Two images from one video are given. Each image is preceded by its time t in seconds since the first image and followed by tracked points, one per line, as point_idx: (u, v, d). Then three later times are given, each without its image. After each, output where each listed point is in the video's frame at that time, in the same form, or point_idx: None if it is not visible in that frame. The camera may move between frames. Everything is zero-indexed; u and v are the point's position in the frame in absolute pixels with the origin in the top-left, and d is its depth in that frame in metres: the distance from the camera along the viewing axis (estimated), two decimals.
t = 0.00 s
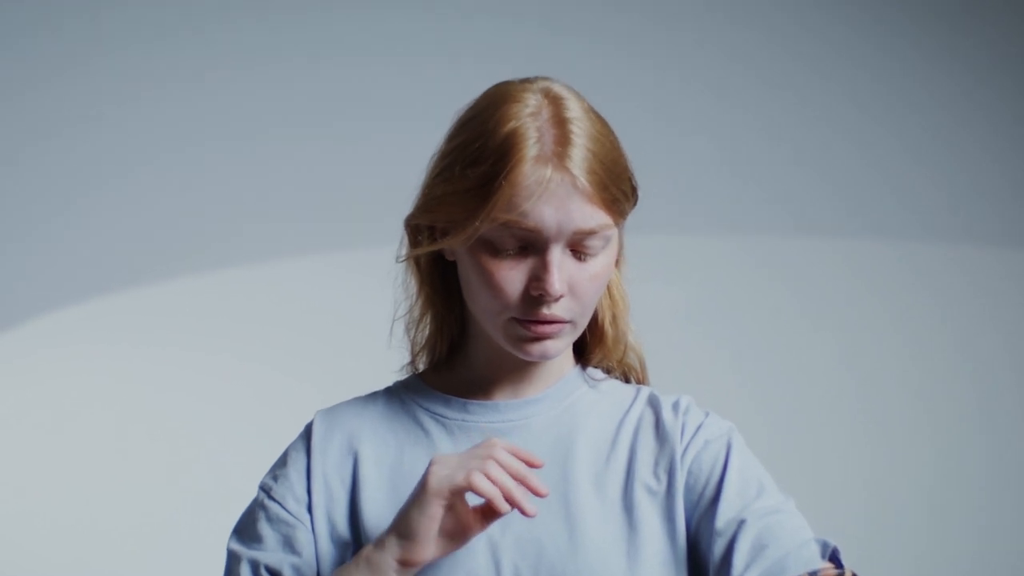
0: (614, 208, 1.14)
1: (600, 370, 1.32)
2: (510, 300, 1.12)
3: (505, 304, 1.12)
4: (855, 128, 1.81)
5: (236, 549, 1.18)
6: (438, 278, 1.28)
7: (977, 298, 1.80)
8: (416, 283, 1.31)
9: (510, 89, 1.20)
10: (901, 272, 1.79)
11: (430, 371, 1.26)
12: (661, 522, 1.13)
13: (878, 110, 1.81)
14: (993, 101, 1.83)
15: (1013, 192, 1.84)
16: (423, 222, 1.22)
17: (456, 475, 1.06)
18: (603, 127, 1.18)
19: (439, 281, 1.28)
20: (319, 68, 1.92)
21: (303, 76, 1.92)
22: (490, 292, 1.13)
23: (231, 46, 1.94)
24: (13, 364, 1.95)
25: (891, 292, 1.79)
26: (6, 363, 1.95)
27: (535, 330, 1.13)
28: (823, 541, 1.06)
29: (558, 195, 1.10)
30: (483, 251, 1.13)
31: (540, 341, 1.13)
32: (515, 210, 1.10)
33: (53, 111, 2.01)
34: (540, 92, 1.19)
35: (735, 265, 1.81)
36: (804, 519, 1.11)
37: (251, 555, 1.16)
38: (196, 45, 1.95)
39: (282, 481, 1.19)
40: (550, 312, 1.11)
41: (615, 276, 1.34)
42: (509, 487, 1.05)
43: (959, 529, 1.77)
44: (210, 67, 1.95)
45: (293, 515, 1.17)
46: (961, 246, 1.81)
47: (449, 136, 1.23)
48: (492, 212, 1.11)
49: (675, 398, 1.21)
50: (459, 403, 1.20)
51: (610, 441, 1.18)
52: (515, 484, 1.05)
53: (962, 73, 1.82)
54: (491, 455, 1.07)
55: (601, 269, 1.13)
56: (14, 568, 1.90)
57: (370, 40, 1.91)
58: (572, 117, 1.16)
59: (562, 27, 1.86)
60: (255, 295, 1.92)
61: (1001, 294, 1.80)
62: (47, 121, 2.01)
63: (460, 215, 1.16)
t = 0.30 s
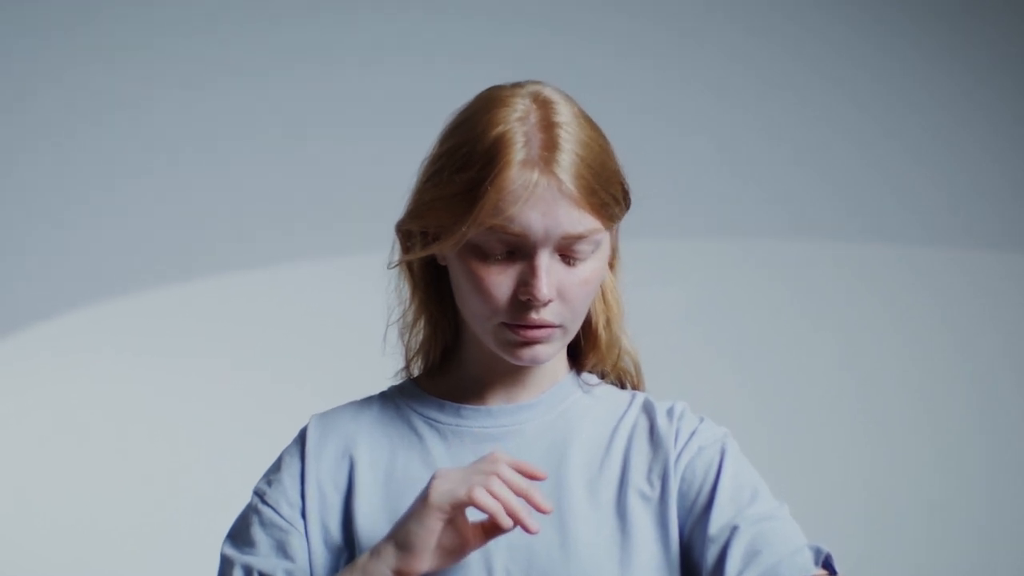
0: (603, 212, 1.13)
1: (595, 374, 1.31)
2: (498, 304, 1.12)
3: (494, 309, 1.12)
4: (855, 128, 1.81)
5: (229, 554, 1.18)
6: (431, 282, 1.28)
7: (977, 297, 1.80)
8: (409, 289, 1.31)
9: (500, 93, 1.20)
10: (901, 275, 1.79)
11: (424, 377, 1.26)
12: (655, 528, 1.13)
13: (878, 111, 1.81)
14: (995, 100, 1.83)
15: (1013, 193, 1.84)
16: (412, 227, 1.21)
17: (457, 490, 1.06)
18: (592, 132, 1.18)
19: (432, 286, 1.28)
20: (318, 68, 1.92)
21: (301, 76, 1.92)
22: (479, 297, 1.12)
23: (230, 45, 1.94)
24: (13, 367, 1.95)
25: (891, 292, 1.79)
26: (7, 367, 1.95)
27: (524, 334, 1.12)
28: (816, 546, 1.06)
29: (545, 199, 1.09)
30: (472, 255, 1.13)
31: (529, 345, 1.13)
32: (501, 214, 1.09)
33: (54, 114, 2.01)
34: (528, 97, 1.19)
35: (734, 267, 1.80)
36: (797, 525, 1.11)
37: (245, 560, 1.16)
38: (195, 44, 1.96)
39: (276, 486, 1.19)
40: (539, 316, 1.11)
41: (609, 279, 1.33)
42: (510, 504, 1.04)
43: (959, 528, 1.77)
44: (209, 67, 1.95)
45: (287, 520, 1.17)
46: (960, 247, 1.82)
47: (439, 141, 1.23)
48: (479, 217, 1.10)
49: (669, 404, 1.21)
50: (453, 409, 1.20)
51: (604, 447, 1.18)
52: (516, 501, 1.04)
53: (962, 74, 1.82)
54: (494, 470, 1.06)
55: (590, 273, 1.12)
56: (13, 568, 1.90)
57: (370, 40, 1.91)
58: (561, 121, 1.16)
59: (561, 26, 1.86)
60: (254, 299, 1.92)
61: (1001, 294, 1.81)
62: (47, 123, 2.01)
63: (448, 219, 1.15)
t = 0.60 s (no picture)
0: (590, 211, 1.12)
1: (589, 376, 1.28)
2: (485, 306, 1.10)
3: (481, 311, 1.11)
4: (855, 128, 1.80)
5: (223, 558, 1.18)
6: (423, 286, 1.27)
7: (977, 296, 1.80)
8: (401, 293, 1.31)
9: (485, 95, 1.19)
10: (901, 276, 1.79)
11: (418, 380, 1.25)
12: (648, 532, 1.12)
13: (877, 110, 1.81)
14: (993, 102, 1.83)
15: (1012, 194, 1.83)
16: (401, 232, 1.20)
17: (439, 490, 1.05)
18: (578, 131, 1.17)
19: (424, 289, 1.27)
20: (319, 67, 1.92)
21: (300, 78, 1.92)
22: (467, 300, 1.11)
23: (229, 47, 1.94)
24: (13, 373, 1.96)
25: (890, 292, 1.79)
26: (6, 372, 1.96)
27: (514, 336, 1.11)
28: (809, 554, 1.06)
29: (529, 199, 1.08)
30: (458, 258, 1.12)
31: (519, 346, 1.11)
32: (485, 215, 1.08)
33: (53, 117, 2.01)
34: (513, 97, 1.18)
35: (734, 267, 1.80)
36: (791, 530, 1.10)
37: (238, 564, 1.16)
38: (194, 46, 1.96)
39: (269, 490, 1.19)
40: (526, 317, 1.09)
41: (600, 277, 1.30)
42: (492, 498, 1.04)
43: (959, 528, 1.77)
44: (209, 68, 1.95)
45: (280, 524, 1.16)
46: (959, 248, 1.81)
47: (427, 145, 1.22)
48: (463, 219, 1.09)
49: (664, 407, 1.20)
50: (446, 412, 1.19)
51: (597, 451, 1.17)
52: (498, 495, 1.04)
53: (962, 73, 1.82)
54: (475, 467, 1.05)
55: (579, 273, 1.11)
56: (13, 568, 1.92)
57: (370, 39, 1.91)
58: (545, 121, 1.15)
59: (560, 27, 1.86)
60: (252, 302, 1.91)
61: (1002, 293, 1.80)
62: (47, 124, 2.01)
63: (436, 222, 1.14)
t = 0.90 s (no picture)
0: (574, 204, 1.11)
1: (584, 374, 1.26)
2: (471, 304, 1.09)
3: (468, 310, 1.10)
4: (853, 128, 1.80)
5: (220, 558, 1.18)
6: (417, 289, 1.27)
7: (976, 296, 1.80)
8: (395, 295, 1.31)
9: (466, 94, 1.19)
10: (900, 276, 1.79)
11: (414, 381, 1.25)
12: (644, 531, 1.12)
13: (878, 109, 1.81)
14: (993, 101, 1.83)
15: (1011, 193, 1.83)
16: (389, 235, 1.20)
17: (425, 485, 1.05)
18: (560, 125, 1.16)
19: (418, 291, 1.27)
20: (319, 67, 1.92)
21: (300, 78, 1.92)
22: (454, 299, 1.10)
23: (230, 48, 1.94)
24: (13, 375, 1.96)
25: (889, 292, 1.79)
26: (6, 375, 1.96)
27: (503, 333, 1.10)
28: (804, 555, 1.06)
29: (507, 194, 1.07)
30: (443, 258, 1.11)
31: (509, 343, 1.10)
32: (464, 213, 1.07)
33: (52, 119, 2.01)
34: (493, 95, 1.17)
35: (735, 266, 1.80)
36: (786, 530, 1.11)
37: (235, 564, 1.16)
38: (194, 46, 1.96)
39: (266, 489, 1.19)
40: (513, 313, 1.08)
41: (595, 272, 1.28)
42: (476, 494, 1.03)
43: (958, 526, 1.77)
44: (209, 68, 1.95)
45: (277, 524, 1.17)
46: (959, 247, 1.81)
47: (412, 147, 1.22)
48: (444, 218, 1.08)
49: (661, 407, 1.20)
50: (443, 411, 1.19)
51: (593, 451, 1.17)
52: (483, 491, 1.04)
53: (962, 71, 1.82)
54: (460, 462, 1.05)
55: (564, 267, 1.10)
56: (14, 568, 1.93)
57: (370, 38, 1.91)
58: (524, 116, 1.14)
59: (559, 28, 1.86)
60: (252, 302, 1.91)
61: (1004, 292, 1.80)
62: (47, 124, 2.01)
63: (420, 223, 1.14)
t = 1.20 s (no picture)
0: (551, 192, 1.07)
1: (584, 367, 1.25)
2: (457, 303, 1.06)
3: (454, 309, 1.06)
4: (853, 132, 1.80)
5: (222, 553, 1.18)
6: (417, 288, 1.28)
7: (976, 297, 1.80)
8: (395, 296, 1.31)
9: (440, 94, 1.16)
10: (900, 274, 1.80)
11: (416, 378, 1.26)
12: (645, 530, 1.12)
13: (881, 112, 1.80)
14: (995, 102, 1.82)
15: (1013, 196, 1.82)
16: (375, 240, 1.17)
17: (412, 484, 1.05)
18: (537, 116, 1.12)
19: (418, 297, 1.28)
20: (319, 67, 1.92)
21: (299, 78, 1.93)
22: (440, 299, 1.07)
23: (230, 47, 1.95)
24: (13, 375, 1.97)
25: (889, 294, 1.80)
26: (7, 375, 1.98)
27: (493, 329, 1.06)
28: (803, 555, 1.06)
29: (482, 188, 1.04)
30: (426, 259, 1.08)
31: (500, 338, 1.07)
32: (440, 211, 1.04)
33: (53, 118, 2.02)
34: (468, 92, 1.14)
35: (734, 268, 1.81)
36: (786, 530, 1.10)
37: (236, 559, 1.16)
38: (195, 46, 1.96)
39: (269, 485, 1.19)
40: (498, 308, 1.05)
41: (593, 263, 1.27)
42: (464, 492, 1.03)
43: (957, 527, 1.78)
44: (210, 68, 1.95)
45: (278, 520, 1.17)
46: (960, 249, 1.80)
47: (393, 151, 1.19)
48: (421, 217, 1.05)
49: (665, 406, 1.20)
50: (445, 408, 1.20)
51: (596, 450, 1.17)
52: (471, 490, 1.03)
53: (966, 71, 1.81)
54: (449, 460, 1.05)
55: (548, 258, 1.06)
56: (13, 568, 1.94)
57: (370, 39, 1.91)
58: (499, 109, 1.11)
59: (560, 30, 1.86)
60: (253, 301, 1.92)
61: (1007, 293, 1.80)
62: (49, 124, 2.02)
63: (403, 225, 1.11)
